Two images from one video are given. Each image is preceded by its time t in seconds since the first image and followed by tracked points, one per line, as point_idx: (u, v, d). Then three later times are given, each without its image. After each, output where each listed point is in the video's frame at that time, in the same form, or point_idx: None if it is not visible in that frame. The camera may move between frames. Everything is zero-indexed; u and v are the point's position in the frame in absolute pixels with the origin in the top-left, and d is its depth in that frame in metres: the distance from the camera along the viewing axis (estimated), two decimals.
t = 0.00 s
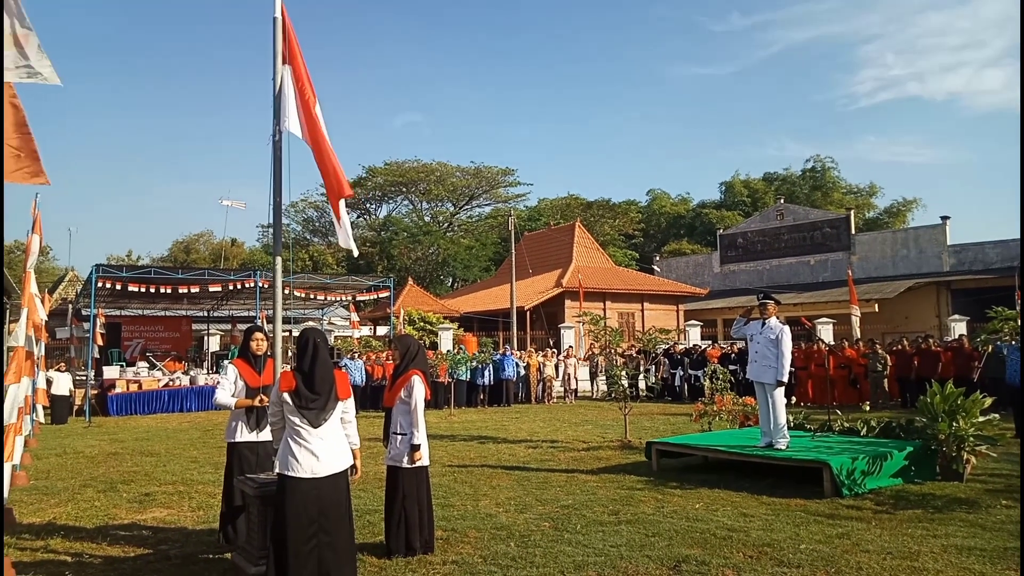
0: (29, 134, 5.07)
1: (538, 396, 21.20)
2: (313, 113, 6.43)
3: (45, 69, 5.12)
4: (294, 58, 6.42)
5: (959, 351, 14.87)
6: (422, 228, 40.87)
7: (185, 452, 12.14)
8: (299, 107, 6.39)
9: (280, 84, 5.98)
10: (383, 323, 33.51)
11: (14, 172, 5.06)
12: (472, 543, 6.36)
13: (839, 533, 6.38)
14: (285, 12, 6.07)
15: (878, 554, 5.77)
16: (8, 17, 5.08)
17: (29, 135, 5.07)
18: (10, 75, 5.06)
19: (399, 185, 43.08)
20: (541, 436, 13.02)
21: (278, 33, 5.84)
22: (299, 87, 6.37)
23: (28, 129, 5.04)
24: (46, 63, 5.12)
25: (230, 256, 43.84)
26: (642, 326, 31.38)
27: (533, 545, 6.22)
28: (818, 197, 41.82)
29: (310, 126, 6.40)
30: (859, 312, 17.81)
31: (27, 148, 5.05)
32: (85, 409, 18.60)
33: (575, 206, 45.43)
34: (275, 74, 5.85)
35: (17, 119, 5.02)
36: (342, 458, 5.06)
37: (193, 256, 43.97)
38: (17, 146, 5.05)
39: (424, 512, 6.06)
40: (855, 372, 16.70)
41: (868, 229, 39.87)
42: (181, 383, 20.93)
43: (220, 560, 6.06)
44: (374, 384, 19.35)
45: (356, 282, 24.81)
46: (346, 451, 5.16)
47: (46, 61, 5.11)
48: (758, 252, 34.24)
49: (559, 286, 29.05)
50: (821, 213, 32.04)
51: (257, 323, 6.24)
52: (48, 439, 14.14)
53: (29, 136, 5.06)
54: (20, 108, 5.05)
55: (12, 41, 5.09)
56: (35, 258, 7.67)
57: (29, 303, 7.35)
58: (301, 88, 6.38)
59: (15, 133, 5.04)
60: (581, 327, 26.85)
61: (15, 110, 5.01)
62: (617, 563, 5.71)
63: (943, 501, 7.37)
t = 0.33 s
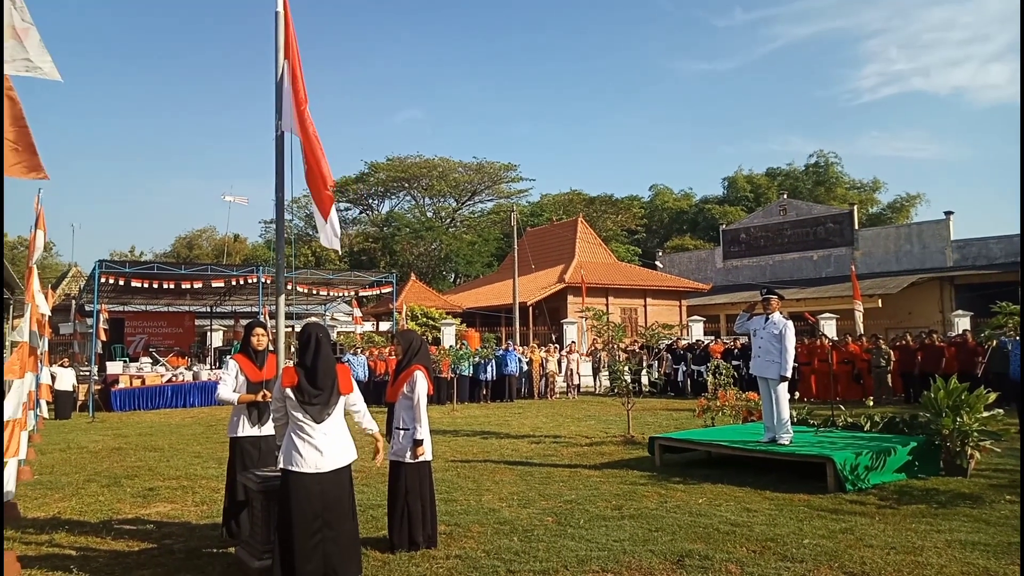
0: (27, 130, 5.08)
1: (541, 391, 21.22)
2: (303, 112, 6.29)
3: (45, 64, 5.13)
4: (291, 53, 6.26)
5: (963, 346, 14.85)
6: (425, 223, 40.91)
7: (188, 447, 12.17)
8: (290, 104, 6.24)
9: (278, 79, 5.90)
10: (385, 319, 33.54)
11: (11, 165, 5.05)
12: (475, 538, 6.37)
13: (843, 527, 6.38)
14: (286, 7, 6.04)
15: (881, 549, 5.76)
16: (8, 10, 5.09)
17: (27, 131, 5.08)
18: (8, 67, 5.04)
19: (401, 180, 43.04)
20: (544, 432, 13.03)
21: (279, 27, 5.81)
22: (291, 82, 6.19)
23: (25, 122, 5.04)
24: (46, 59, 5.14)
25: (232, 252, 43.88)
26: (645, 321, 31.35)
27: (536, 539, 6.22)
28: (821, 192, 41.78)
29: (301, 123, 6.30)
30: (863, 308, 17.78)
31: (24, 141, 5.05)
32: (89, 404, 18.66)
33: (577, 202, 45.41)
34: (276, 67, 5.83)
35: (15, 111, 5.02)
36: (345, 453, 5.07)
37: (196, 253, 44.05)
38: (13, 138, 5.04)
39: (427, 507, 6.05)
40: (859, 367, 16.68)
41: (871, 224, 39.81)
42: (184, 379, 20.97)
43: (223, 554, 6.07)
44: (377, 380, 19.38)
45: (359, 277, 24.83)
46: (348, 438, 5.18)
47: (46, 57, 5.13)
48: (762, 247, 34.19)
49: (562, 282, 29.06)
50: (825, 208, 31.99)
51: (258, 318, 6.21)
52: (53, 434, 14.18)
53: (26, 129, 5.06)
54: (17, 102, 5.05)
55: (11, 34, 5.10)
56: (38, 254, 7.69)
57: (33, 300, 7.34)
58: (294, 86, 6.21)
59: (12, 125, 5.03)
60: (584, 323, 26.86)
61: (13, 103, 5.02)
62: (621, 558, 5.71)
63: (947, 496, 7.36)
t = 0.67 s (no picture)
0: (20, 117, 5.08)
1: (546, 383, 21.23)
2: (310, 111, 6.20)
3: (40, 49, 5.12)
4: (299, 48, 6.16)
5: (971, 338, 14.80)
6: (430, 215, 40.95)
7: (196, 438, 12.21)
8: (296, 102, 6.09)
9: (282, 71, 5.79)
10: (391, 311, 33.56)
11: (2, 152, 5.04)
12: (482, 529, 6.38)
13: (849, 520, 6.36)
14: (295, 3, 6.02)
15: (889, 541, 5.75)
16: None
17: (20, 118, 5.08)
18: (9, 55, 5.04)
19: (407, 172, 43.00)
20: (550, 424, 13.03)
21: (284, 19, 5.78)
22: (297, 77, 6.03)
23: (22, 111, 5.05)
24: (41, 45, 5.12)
25: (238, 244, 43.95)
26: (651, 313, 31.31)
27: (542, 531, 6.23)
28: (828, 183, 41.60)
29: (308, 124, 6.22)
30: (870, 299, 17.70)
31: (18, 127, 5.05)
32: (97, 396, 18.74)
33: (583, 193, 45.32)
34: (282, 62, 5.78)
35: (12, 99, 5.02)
36: (354, 439, 5.10)
37: (202, 244, 44.18)
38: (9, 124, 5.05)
39: (433, 498, 6.06)
40: (866, 359, 16.64)
41: (879, 216, 39.65)
42: (191, 370, 21.04)
43: (231, 544, 6.10)
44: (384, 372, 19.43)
45: (365, 269, 24.85)
46: (357, 426, 5.21)
47: (41, 43, 5.11)
48: (769, 239, 34.09)
49: (568, 274, 29.03)
50: (832, 200, 31.85)
51: (263, 310, 6.22)
52: (62, 425, 14.26)
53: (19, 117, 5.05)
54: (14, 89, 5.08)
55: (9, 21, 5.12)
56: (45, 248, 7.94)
57: (39, 291, 7.39)
58: (300, 84, 6.07)
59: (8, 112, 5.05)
60: (590, 315, 26.86)
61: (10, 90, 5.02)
62: (627, 549, 5.71)
63: (954, 488, 7.34)
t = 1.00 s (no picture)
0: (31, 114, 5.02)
1: (554, 377, 21.24)
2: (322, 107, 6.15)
3: (49, 43, 5.21)
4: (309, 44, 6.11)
5: (981, 333, 14.75)
6: (438, 209, 41.00)
7: (205, 431, 12.27)
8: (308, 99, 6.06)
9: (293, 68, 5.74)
10: (398, 304, 33.63)
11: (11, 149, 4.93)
12: (489, 522, 6.39)
13: (857, 515, 6.35)
14: None
15: (896, 536, 5.74)
16: None
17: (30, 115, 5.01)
18: (19, 50, 5.12)
19: (414, 166, 42.99)
20: (557, 417, 13.04)
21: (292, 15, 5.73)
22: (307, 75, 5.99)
23: (33, 107, 5.03)
24: (49, 39, 5.20)
25: (246, 238, 44.09)
26: (659, 307, 31.27)
27: (550, 525, 6.24)
28: (838, 176, 41.39)
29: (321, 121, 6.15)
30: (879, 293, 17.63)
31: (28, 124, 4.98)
32: (107, 389, 18.87)
33: (591, 187, 45.23)
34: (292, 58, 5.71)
35: (24, 95, 5.02)
36: (363, 431, 5.13)
37: (211, 238, 44.33)
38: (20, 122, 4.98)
39: (440, 491, 6.08)
40: (874, 353, 16.59)
41: (888, 209, 39.47)
42: (200, 364, 21.13)
43: (239, 536, 6.13)
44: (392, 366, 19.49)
45: (373, 263, 24.89)
46: (365, 420, 5.21)
47: (49, 37, 5.20)
48: (777, 233, 33.98)
49: (575, 267, 28.99)
50: (841, 193, 31.70)
51: (272, 303, 6.21)
52: (72, 418, 14.37)
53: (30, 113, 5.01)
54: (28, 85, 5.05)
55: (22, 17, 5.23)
56: (55, 241, 8.06)
57: (50, 284, 7.46)
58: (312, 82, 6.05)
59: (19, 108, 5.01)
60: (597, 309, 26.85)
61: (22, 86, 5.01)
62: (634, 543, 5.71)
63: (963, 483, 7.32)
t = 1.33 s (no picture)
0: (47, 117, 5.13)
1: (560, 375, 21.23)
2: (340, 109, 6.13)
3: (67, 51, 5.07)
4: (325, 46, 6.13)
5: (990, 331, 14.70)
6: (444, 207, 41.07)
7: (213, 429, 12.32)
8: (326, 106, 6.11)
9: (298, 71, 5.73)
10: (405, 302, 33.69)
11: (34, 152, 5.05)
12: (495, 521, 6.40)
13: (865, 513, 6.33)
14: None
15: (905, 535, 5.71)
16: None
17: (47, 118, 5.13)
18: (29, 53, 4.97)
19: (420, 164, 43.02)
20: (564, 416, 13.04)
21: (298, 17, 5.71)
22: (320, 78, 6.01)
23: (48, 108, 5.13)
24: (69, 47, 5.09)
25: (254, 237, 44.22)
26: (666, 305, 31.23)
27: (556, 523, 6.25)
28: (846, 174, 41.25)
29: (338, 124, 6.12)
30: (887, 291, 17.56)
31: (47, 128, 5.09)
32: (115, 387, 18.96)
33: (597, 184, 45.19)
34: (298, 61, 5.71)
35: (37, 98, 5.11)
36: (369, 429, 5.14)
37: (218, 237, 44.50)
38: (38, 126, 5.09)
39: (447, 489, 6.09)
40: (882, 351, 16.52)
41: (896, 207, 39.33)
42: (208, 362, 21.21)
43: (248, 535, 6.16)
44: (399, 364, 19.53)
45: (380, 262, 24.93)
46: (371, 418, 5.23)
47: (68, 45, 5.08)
48: (784, 230, 33.90)
49: (582, 265, 28.96)
50: (849, 191, 31.57)
51: (279, 301, 6.17)
52: (81, 416, 14.46)
53: (47, 116, 5.11)
54: (40, 88, 5.15)
55: (34, 21, 5.06)
56: (64, 241, 8.09)
57: (58, 283, 7.50)
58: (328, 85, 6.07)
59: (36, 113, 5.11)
60: (603, 307, 26.84)
61: (35, 89, 5.10)
62: (641, 542, 5.72)
63: (972, 482, 7.29)
